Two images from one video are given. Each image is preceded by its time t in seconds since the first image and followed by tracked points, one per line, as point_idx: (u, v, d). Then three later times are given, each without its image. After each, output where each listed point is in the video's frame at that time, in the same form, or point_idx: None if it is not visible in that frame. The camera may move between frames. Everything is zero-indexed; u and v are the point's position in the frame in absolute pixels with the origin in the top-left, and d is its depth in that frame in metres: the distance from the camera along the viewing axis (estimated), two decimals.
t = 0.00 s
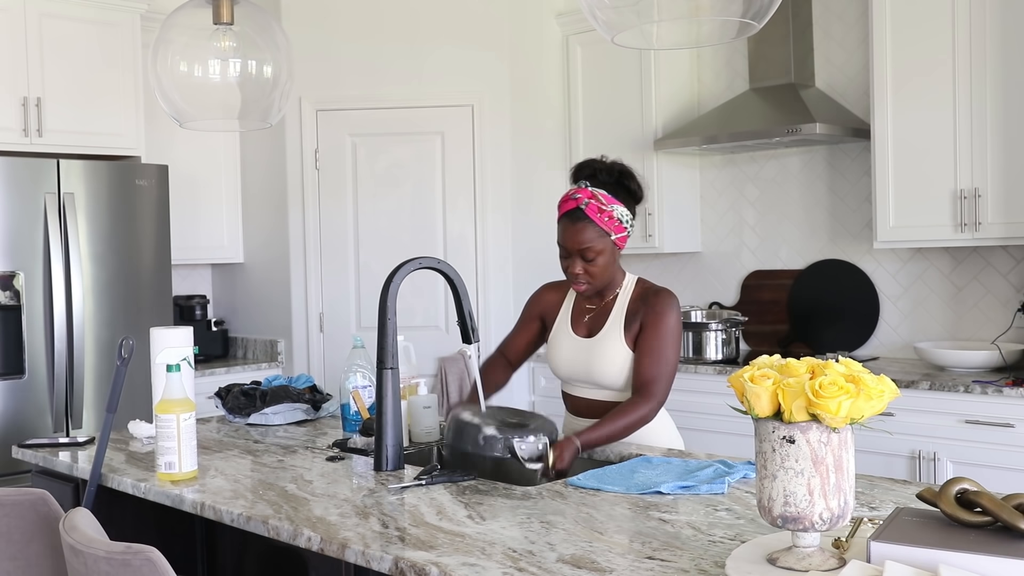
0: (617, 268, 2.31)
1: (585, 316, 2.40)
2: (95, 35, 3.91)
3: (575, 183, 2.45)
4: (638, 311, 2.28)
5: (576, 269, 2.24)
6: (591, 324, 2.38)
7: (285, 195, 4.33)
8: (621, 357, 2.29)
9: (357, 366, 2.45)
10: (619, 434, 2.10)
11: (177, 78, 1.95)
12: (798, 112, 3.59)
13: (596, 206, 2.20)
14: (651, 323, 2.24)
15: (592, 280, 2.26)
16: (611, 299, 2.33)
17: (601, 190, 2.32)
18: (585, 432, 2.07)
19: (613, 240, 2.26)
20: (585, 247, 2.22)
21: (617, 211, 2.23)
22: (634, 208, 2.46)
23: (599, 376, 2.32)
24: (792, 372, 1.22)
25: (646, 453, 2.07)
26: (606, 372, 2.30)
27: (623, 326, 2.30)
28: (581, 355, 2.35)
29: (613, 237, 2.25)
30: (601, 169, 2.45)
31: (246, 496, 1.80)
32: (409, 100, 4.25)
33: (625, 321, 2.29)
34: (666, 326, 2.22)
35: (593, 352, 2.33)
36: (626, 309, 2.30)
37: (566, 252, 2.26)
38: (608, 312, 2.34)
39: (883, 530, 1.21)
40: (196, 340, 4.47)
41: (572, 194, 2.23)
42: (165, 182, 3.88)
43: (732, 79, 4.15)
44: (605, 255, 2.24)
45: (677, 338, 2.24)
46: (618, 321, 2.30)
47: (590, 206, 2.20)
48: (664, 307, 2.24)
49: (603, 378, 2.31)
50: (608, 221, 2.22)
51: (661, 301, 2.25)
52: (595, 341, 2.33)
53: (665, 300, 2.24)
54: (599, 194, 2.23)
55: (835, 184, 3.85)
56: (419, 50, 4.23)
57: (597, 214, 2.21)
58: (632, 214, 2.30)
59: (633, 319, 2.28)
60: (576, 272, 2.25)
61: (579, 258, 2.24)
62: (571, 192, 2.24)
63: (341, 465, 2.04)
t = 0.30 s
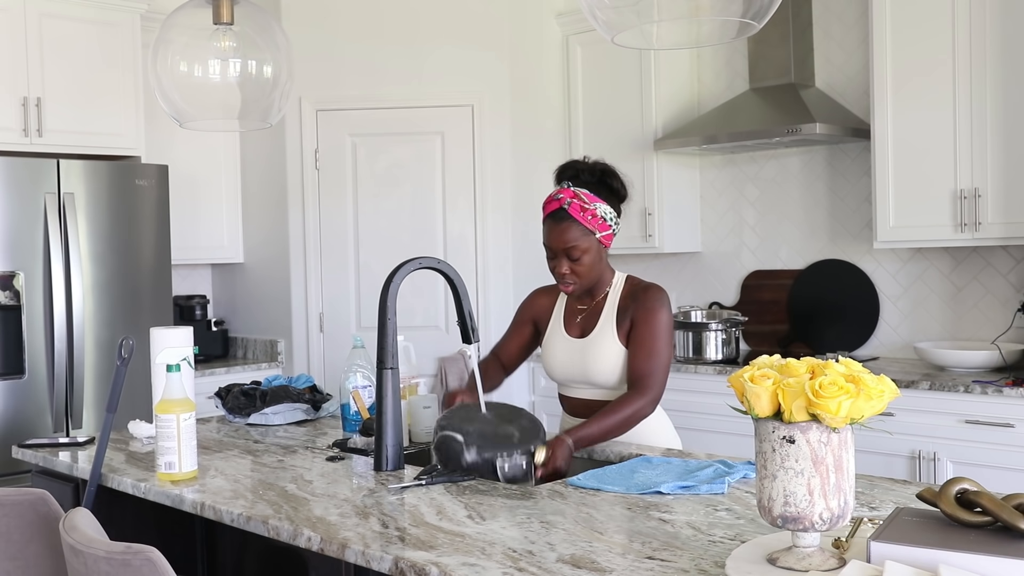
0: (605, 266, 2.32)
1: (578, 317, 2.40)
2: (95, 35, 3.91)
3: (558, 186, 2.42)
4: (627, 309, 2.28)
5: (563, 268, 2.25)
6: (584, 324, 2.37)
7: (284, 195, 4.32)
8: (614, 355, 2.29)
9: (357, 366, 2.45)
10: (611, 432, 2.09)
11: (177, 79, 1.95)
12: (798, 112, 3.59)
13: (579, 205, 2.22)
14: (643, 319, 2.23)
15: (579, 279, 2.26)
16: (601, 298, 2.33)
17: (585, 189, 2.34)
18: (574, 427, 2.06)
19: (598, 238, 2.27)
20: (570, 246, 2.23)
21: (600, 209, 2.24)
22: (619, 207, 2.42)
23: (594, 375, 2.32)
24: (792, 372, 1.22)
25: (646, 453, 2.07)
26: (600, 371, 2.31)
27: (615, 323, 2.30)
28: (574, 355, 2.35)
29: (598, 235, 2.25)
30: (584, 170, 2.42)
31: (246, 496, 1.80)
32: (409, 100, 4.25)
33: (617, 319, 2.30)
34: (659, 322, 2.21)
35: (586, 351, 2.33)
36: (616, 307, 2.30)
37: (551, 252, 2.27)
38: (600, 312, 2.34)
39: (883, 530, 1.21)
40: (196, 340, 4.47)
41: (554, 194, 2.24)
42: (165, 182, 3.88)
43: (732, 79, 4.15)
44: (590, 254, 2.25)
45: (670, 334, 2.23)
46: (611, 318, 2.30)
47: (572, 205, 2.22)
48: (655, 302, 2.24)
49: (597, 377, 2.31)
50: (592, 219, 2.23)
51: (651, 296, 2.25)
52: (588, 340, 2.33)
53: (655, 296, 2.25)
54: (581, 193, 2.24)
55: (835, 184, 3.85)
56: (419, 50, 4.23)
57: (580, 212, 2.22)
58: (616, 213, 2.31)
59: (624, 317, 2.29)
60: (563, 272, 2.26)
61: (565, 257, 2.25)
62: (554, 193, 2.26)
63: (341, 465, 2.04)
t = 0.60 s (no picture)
0: (603, 267, 2.32)
1: (577, 317, 2.40)
2: (95, 35, 3.91)
3: (557, 186, 2.42)
4: (628, 310, 2.28)
5: (560, 269, 2.26)
6: (583, 324, 2.37)
7: (284, 195, 4.32)
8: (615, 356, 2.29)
9: (357, 366, 2.45)
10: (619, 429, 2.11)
11: (177, 79, 1.95)
12: (798, 112, 3.59)
13: (577, 207, 2.22)
14: (644, 320, 2.23)
15: (576, 280, 2.27)
16: (600, 298, 2.33)
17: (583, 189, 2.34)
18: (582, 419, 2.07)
19: (596, 239, 2.26)
20: (567, 247, 2.23)
21: (598, 211, 2.24)
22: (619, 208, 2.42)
23: (594, 376, 2.32)
24: (793, 372, 1.22)
25: (646, 453, 2.07)
26: (600, 372, 2.31)
27: (615, 324, 2.30)
28: (574, 356, 2.35)
29: (596, 236, 2.25)
30: (584, 170, 2.42)
31: (246, 496, 1.80)
32: (409, 100, 4.25)
33: (616, 320, 2.30)
34: (661, 322, 2.21)
35: (585, 353, 2.33)
36: (616, 308, 2.30)
37: (550, 253, 2.27)
38: (598, 312, 2.34)
39: (882, 530, 1.21)
40: (196, 340, 4.47)
41: (552, 195, 2.24)
42: (165, 182, 3.88)
43: (732, 79, 4.16)
44: (588, 255, 2.25)
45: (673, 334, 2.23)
46: (610, 319, 2.30)
47: (570, 206, 2.21)
48: (655, 302, 2.23)
49: (597, 377, 2.31)
50: (589, 221, 2.23)
51: (651, 297, 2.25)
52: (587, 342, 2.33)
53: (655, 296, 2.24)
54: (579, 194, 2.24)
55: (835, 184, 3.85)
56: (419, 50, 4.23)
57: (577, 214, 2.22)
58: (615, 214, 2.31)
59: (625, 318, 2.29)
60: (560, 273, 2.26)
61: (562, 258, 2.25)
62: (553, 194, 2.26)
63: (341, 465, 2.04)
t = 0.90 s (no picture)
0: (603, 267, 2.32)
1: (577, 318, 2.40)
2: (95, 35, 3.91)
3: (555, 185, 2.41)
4: (629, 310, 2.28)
5: (562, 267, 2.25)
6: (584, 324, 2.37)
7: (284, 195, 4.32)
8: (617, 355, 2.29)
9: (357, 366, 2.45)
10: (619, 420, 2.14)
11: (177, 79, 1.95)
12: (798, 112, 3.59)
13: (578, 203, 2.22)
14: (646, 320, 2.24)
15: (578, 277, 2.27)
16: (600, 298, 2.33)
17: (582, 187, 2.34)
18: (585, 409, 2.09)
19: (598, 236, 2.27)
20: (569, 243, 2.23)
21: (600, 207, 2.25)
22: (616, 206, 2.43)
23: (597, 375, 2.32)
24: (793, 373, 1.22)
25: (646, 453, 2.07)
26: (603, 371, 2.31)
27: (617, 324, 2.30)
28: (576, 356, 2.35)
29: (598, 233, 2.25)
30: (583, 170, 2.42)
31: (246, 496, 1.80)
32: (409, 100, 4.25)
33: (618, 321, 2.30)
34: (663, 324, 2.22)
35: (588, 352, 2.33)
36: (617, 307, 2.31)
37: (551, 250, 2.27)
38: (599, 312, 2.34)
39: (882, 530, 1.21)
40: (196, 340, 4.47)
41: (554, 193, 2.25)
42: (165, 182, 3.88)
43: (732, 79, 4.15)
44: (590, 252, 2.25)
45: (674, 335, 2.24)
46: (613, 320, 2.30)
47: (572, 203, 2.22)
48: (657, 303, 2.24)
49: (599, 377, 2.31)
50: (591, 217, 2.23)
51: (653, 297, 2.25)
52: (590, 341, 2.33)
53: (656, 296, 2.25)
54: (581, 191, 2.25)
55: (835, 184, 3.85)
56: (419, 50, 4.23)
57: (579, 211, 2.22)
58: (615, 212, 2.31)
59: (626, 318, 2.29)
60: (562, 270, 2.26)
61: (564, 255, 2.25)
62: (554, 191, 2.27)
63: (341, 465, 2.04)
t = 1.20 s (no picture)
0: (605, 267, 2.32)
1: (576, 316, 2.40)
2: (95, 35, 3.91)
3: (564, 183, 2.42)
4: (620, 311, 2.27)
5: (564, 266, 2.26)
6: (581, 323, 2.38)
7: (284, 195, 4.33)
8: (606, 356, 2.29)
9: (357, 366, 2.45)
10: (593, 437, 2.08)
11: (177, 79, 1.95)
12: (798, 112, 3.59)
13: (585, 203, 2.22)
14: (632, 323, 2.21)
15: (579, 277, 2.27)
16: (599, 298, 2.33)
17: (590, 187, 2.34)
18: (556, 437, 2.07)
19: (601, 237, 2.27)
20: (572, 243, 2.23)
21: (605, 209, 2.24)
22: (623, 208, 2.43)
23: (589, 375, 2.32)
24: (793, 372, 1.22)
25: (646, 453, 2.07)
26: (594, 371, 2.31)
27: (609, 326, 2.30)
28: (570, 355, 2.36)
29: (602, 234, 2.25)
30: (592, 169, 2.41)
31: (246, 496, 1.80)
32: (409, 100, 4.25)
33: (610, 322, 2.29)
34: (645, 327, 2.19)
35: (581, 352, 2.33)
36: (610, 308, 2.30)
37: (554, 248, 2.27)
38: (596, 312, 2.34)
39: (882, 530, 1.21)
40: (196, 340, 4.47)
41: (561, 191, 2.23)
42: (165, 182, 3.88)
43: (732, 79, 4.16)
44: (593, 252, 2.25)
45: (659, 339, 2.20)
46: (604, 321, 2.30)
47: (578, 203, 2.21)
48: (645, 307, 2.21)
49: (592, 376, 2.31)
50: (596, 219, 2.23)
51: (642, 300, 2.22)
52: (581, 341, 2.34)
53: (647, 300, 2.22)
54: (588, 191, 2.24)
55: (835, 184, 3.85)
56: (419, 50, 4.23)
57: (585, 211, 2.22)
58: (620, 213, 2.31)
59: (617, 320, 2.28)
60: (564, 269, 2.26)
61: (567, 254, 2.25)
62: (561, 189, 2.25)
63: (341, 465, 2.04)
